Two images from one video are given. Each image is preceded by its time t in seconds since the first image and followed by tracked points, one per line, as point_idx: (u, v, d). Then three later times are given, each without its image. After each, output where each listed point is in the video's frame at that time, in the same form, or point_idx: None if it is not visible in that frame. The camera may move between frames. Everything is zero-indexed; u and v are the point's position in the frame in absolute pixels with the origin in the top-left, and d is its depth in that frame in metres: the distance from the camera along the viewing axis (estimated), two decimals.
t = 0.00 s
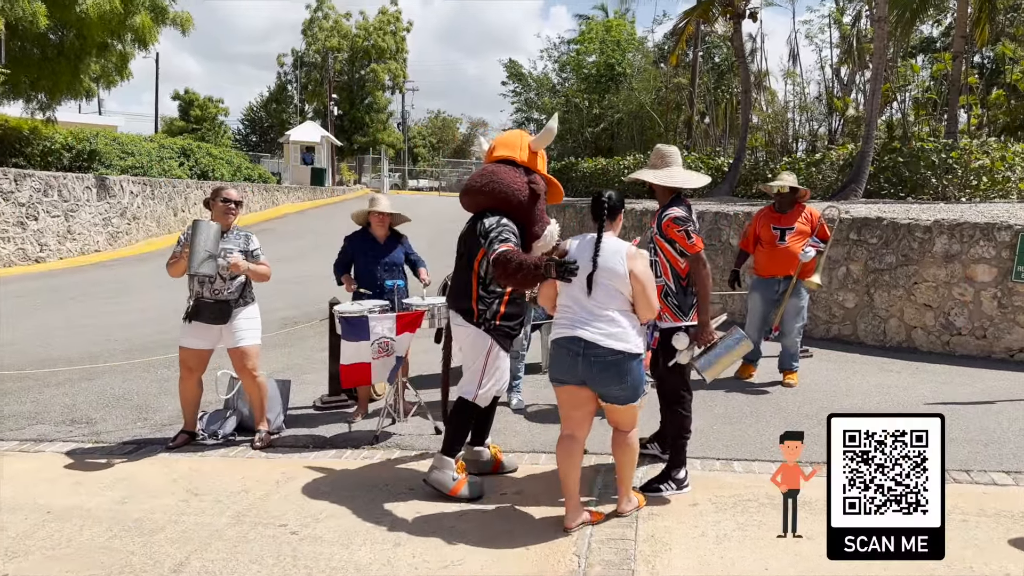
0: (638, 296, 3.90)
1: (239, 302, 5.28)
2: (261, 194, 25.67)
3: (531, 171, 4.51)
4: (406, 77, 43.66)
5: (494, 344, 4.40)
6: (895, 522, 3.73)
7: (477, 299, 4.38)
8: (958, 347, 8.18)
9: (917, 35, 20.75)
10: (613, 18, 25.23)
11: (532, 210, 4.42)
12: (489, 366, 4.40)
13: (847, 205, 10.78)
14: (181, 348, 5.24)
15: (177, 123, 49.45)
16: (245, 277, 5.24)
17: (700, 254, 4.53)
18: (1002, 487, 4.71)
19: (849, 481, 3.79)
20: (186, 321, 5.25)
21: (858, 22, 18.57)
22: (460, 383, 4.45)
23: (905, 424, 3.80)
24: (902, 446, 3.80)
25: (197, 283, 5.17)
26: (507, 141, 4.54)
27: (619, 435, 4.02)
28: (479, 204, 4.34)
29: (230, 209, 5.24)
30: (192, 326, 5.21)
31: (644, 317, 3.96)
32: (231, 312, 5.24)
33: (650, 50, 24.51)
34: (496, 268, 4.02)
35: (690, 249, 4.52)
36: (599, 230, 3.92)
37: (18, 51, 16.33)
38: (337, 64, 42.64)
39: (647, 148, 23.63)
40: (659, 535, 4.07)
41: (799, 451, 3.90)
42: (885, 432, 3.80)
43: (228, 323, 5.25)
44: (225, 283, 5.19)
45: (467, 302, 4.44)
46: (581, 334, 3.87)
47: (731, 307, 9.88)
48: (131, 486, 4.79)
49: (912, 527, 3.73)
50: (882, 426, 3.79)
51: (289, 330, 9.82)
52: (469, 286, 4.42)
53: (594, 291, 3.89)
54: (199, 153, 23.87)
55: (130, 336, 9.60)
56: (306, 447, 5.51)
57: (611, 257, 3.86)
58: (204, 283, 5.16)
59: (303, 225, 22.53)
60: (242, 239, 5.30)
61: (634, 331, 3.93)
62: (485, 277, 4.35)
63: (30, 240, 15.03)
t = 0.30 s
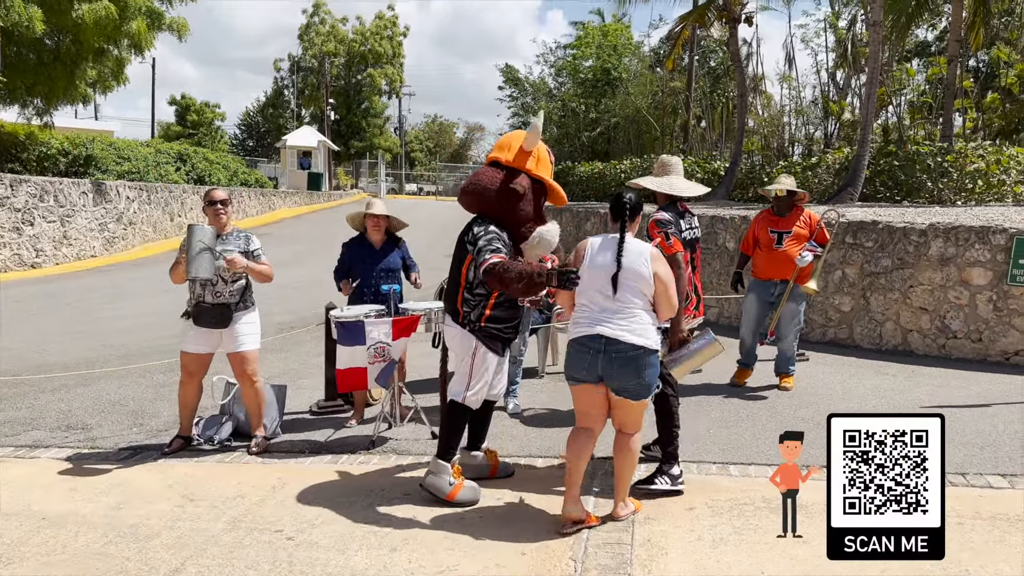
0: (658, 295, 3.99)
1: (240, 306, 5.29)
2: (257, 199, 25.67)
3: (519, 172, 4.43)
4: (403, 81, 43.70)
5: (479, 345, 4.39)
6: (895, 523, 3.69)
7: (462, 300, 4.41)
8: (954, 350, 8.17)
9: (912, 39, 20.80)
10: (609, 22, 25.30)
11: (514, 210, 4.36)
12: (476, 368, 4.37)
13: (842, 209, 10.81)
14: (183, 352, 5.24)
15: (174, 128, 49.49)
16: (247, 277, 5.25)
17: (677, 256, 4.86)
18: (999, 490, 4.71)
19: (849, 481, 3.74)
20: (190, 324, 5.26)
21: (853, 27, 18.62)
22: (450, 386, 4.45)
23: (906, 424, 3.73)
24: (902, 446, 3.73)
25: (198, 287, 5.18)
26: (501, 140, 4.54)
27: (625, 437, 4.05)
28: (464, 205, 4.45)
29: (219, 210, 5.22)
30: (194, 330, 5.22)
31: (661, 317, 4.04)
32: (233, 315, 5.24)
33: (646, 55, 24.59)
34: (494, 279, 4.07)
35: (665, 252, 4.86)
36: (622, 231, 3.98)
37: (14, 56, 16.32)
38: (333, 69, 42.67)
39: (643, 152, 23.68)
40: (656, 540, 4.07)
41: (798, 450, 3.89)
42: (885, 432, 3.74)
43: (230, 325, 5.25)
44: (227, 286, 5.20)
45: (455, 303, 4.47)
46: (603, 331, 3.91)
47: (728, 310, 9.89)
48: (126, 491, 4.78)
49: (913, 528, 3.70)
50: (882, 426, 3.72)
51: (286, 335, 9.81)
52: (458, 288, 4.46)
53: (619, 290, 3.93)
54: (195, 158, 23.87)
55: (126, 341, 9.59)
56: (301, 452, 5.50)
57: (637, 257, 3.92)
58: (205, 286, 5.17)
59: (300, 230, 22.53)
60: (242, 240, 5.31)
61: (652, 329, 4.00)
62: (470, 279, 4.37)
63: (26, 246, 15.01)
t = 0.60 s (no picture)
0: (667, 297, 4.13)
1: (238, 312, 5.27)
2: (255, 203, 25.67)
3: (480, 169, 4.45)
4: (401, 85, 43.74)
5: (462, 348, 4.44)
6: (896, 523, 3.62)
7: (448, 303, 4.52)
8: (952, 353, 8.17)
9: (909, 42, 20.84)
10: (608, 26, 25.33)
11: (470, 211, 4.39)
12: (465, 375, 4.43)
13: (840, 212, 10.82)
14: (180, 357, 5.25)
15: (172, 132, 49.50)
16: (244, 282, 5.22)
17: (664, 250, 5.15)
18: (998, 493, 4.70)
19: (849, 481, 3.65)
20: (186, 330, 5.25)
21: (850, 30, 18.66)
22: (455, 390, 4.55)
23: (905, 424, 3.65)
24: (902, 446, 3.66)
25: (196, 291, 5.17)
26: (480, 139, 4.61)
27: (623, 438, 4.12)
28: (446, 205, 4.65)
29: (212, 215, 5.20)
30: (192, 335, 5.22)
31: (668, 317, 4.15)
32: (233, 321, 5.23)
33: (644, 58, 24.65)
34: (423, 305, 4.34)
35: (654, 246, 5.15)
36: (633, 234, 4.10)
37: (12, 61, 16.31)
38: (331, 73, 42.70)
39: (641, 156, 23.71)
40: (654, 543, 4.07)
41: (797, 450, 3.87)
42: (885, 432, 3.65)
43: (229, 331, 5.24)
44: (225, 292, 5.19)
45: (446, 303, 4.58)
46: (614, 332, 4.00)
47: (726, 313, 9.90)
48: (123, 496, 4.77)
49: (912, 528, 3.63)
50: (882, 426, 3.63)
51: (284, 339, 9.80)
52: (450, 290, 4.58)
53: (632, 292, 4.02)
54: (193, 163, 23.87)
55: (124, 345, 9.58)
56: (299, 456, 5.50)
57: (649, 260, 4.05)
58: (203, 292, 5.16)
59: (298, 234, 22.52)
60: (239, 245, 5.29)
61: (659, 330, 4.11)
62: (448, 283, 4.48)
63: (24, 250, 15.00)
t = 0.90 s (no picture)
0: (665, 294, 4.23)
1: (229, 315, 5.26)
2: (256, 207, 25.70)
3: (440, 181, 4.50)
4: (401, 89, 43.80)
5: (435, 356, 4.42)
6: (895, 523, 3.61)
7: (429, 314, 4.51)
8: (953, 355, 8.17)
9: (909, 45, 20.85)
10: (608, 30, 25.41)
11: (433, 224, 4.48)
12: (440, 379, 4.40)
13: (841, 214, 10.83)
14: (174, 361, 5.25)
15: (173, 136, 49.54)
16: (235, 288, 5.21)
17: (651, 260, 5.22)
18: (999, 495, 4.69)
19: (849, 481, 3.63)
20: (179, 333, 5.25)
21: (850, 33, 18.69)
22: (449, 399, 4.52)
23: (906, 424, 3.60)
24: (902, 446, 3.61)
25: (186, 296, 5.17)
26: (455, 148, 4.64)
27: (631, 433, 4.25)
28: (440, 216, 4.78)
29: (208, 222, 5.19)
30: (183, 340, 5.21)
31: (667, 313, 4.25)
32: (223, 325, 5.23)
33: (644, 62, 24.68)
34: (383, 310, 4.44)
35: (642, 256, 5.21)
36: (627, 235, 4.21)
37: (13, 65, 16.36)
38: (332, 77, 42.77)
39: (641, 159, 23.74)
40: (654, 545, 4.07)
41: (796, 450, 3.87)
42: (885, 432, 3.61)
43: (221, 335, 5.23)
44: (215, 296, 5.17)
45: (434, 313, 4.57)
46: (611, 331, 4.14)
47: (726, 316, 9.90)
48: (124, 499, 4.77)
49: (913, 528, 3.62)
50: (882, 426, 3.59)
51: (284, 342, 9.81)
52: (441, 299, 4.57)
53: (627, 292, 4.15)
54: (194, 167, 23.90)
55: (125, 349, 9.59)
56: (299, 459, 5.50)
57: (641, 259, 4.16)
58: (194, 296, 5.15)
59: (298, 238, 22.53)
60: (232, 251, 5.27)
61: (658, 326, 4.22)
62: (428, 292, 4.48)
63: (25, 255, 15.02)
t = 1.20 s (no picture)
0: (665, 293, 4.26)
1: (241, 318, 5.28)
2: (260, 210, 25.75)
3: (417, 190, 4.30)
4: (405, 93, 43.88)
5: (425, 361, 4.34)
6: (895, 522, 3.71)
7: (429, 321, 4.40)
8: (957, 358, 8.17)
9: (913, 48, 20.84)
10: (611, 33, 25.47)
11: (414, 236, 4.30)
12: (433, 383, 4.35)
13: (844, 217, 10.82)
14: (185, 362, 5.26)
15: (177, 139, 49.63)
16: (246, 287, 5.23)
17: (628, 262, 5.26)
18: (1002, 497, 4.69)
19: (849, 481, 3.72)
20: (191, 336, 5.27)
21: (854, 36, 18.69)
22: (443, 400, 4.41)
23: (906, 424, 3.69)
24: (902, 446, 3.70)
25: (197, 297, 5.20)
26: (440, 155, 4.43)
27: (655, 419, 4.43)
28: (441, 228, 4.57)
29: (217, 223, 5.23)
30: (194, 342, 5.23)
31: (669, 312, 4.28)
32: (236, 325, 5.24)
33: (647, 65, 24.70)
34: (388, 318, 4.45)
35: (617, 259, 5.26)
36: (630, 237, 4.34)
37: (18, 69, 16.43)
38: (336, 81, 42.87)
39: (644, 161, 23.75)
40: (657, 547, 4.07)
41: (796, 450, 3.94)
42: (885, 432, 3.70)
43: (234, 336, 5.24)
44: (227, 297, 5.20)
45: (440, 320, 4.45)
46: (614, 331, 4.26)
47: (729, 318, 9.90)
48: (127, 501, 4.77)
49: (913, 527, 3.72)
50: (882, 426, 3.68)
51: (287, 344, 9.82)
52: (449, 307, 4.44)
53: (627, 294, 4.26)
54: (198, 170, 23.95)
55: (129, 351, 9.61)
56: (303, 461, 5.50)
57: (639, 259, 4.25)
58: (206, 297, 5.18)
59: (302, 240, 22.56)
60: (241, 250, 5.31)
61: (660, 325, 4.28)
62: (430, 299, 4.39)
63: (29, 258, 15.06)
